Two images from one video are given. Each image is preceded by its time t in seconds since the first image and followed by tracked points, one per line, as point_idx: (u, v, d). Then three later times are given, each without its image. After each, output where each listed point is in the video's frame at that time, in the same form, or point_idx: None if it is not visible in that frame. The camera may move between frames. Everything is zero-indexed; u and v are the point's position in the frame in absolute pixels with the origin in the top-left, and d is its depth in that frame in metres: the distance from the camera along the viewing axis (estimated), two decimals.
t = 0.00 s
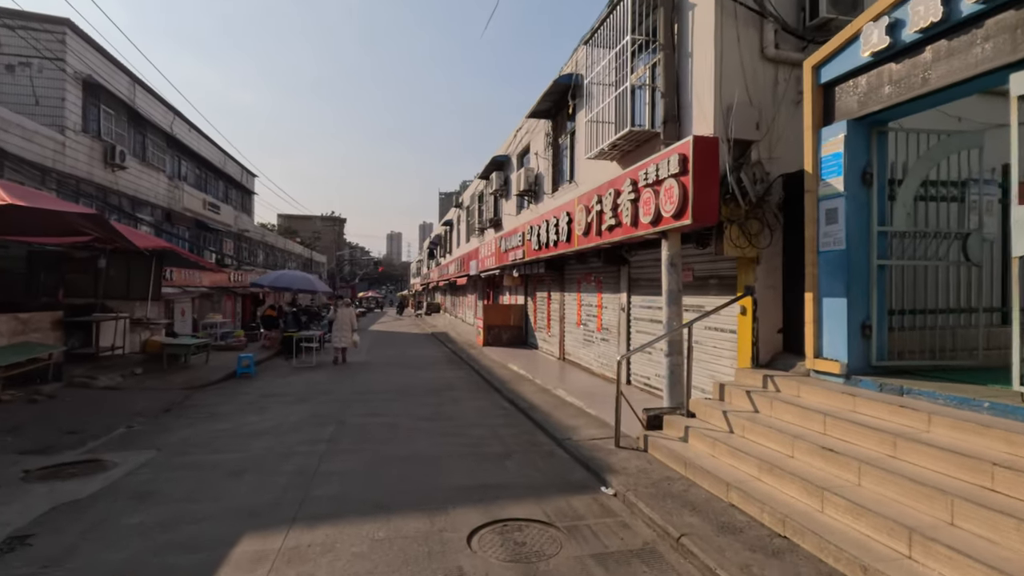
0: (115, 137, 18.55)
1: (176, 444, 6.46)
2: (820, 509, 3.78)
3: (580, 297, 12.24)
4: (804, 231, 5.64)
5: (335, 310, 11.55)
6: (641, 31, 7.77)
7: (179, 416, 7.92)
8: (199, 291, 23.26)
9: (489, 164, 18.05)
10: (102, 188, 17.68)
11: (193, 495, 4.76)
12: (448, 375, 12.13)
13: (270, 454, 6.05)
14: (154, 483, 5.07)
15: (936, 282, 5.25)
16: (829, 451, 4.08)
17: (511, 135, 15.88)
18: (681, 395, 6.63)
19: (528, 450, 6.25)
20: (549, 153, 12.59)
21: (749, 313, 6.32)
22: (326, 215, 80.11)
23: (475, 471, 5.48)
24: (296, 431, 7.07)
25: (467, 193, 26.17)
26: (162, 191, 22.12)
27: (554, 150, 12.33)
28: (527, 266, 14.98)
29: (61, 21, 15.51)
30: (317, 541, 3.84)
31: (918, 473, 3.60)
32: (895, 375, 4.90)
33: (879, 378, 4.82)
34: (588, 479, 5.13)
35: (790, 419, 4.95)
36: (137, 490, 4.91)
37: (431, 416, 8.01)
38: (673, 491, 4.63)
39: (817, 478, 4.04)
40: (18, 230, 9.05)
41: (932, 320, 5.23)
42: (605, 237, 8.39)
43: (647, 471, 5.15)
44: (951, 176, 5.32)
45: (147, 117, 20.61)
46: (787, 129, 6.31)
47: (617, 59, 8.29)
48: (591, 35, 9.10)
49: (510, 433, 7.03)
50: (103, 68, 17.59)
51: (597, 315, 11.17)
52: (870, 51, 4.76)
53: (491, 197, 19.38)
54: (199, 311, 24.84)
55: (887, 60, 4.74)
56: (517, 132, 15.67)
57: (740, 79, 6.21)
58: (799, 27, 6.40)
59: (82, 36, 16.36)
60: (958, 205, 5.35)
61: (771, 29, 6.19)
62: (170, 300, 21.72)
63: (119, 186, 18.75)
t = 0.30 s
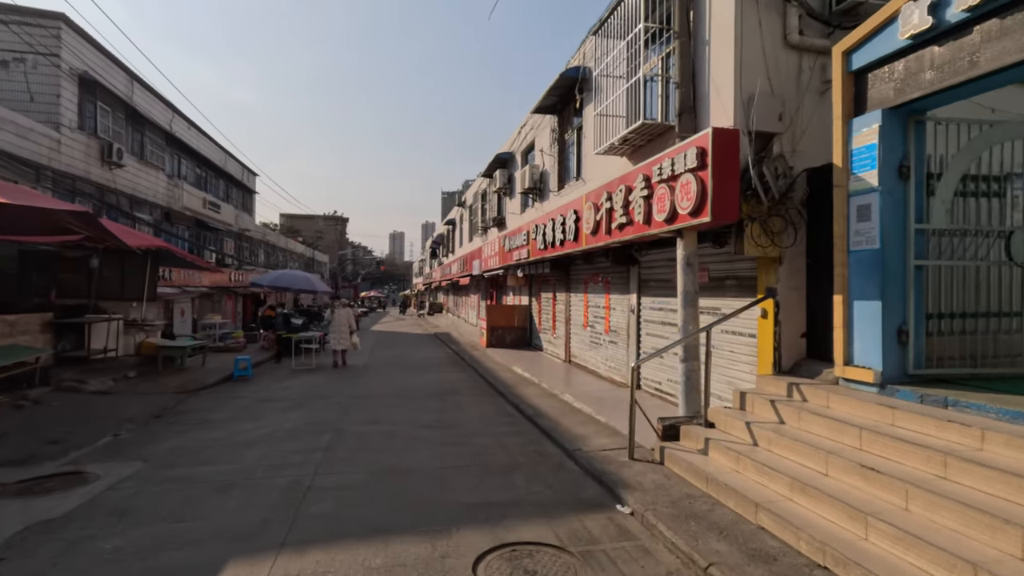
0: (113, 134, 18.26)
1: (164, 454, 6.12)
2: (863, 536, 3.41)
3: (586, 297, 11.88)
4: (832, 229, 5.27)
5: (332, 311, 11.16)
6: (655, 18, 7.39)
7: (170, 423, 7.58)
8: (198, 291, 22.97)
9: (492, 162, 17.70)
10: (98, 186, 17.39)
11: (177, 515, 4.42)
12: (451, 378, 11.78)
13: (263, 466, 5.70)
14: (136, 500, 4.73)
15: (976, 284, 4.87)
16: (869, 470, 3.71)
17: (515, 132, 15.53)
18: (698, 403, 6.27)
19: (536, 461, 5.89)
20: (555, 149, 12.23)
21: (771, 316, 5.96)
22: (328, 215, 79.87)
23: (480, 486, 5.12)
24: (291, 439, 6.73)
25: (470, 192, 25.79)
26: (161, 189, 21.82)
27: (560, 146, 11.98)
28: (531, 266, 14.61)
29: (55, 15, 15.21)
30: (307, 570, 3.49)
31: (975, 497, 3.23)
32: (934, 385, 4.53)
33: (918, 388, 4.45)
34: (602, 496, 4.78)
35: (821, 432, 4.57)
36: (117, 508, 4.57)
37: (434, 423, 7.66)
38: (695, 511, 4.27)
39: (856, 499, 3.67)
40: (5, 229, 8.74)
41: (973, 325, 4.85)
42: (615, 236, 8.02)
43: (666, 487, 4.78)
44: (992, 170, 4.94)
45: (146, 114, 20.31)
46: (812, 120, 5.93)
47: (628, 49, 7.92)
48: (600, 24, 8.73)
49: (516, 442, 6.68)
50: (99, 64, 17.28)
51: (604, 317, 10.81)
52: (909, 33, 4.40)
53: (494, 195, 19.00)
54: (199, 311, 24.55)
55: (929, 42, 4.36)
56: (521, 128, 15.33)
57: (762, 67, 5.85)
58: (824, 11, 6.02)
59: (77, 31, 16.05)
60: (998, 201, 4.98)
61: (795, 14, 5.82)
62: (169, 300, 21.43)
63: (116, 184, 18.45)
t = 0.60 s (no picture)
0: (109, 130, 17.95)
1: (147, 461, 5.76)
2: (917, 563, 3.02)
3: (592, 296, 11.50)
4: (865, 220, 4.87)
5: (328, 310, 10.77)
6: None
7: (159, 427, 7.22)
8: (196, 290, 22.66)
9: (495, 158, 17.33)
10: (94, 183, 17.06)
11: (153, 531, 4.05)
12: (452, 379, 11.42)
13: (251, 474, 5.34)
14: (110, 514, 4.36)
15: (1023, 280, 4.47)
16: (919, 486, 3.31)
17: (519, 126, 15.16)
18: (716, 407, 5.89)
19: (544, 470, 5.52)
20: (560, 143, 11.85)
21: (794, 315, 5.57)
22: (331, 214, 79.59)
23: (484, 497, 4.75)
24: (284, 445, 6.36)
25: (472, 190, 25.41)
26: (159, 187, 21.50)
27: (566, 139, 11.59)
28: (535, 263, 14.23)
29: (49, 8, 14.87)
30: None
31: None
32: (981, 390, 4.14)
33: (964, 394, 4.06)
34: (616, 511, 4.40)
35: (857, 441, 4.18)
36: (89, 522, 4.20)
37: (435, 427, 7.29)
38: (720, 528, 3.89)
39: (904, 520, 3.27)
40: None
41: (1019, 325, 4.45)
42: (625, 231, 7.63)
43: (685, 501, 4.39)
44: None
45: (143, 110, 20.00)
46: (839, 105, 5.54)
47: (640, 34, 7.53)
48: (610, 9, 8.34)
49: (521, 448, 6.30)
50: (96, 59, 16.99)
51: (611, 316, 10.44)
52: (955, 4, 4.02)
53: (497, 192, 18.67)
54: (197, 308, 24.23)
55: (977, 13, 3.98)
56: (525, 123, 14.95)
57: (786, 48, 5.46)
58: None
59: (72, 25, 15.71)
60: None
61: None
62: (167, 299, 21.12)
63: (113, 181, 18.12)
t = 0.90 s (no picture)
0: (108, 129, 17.69)
1: (132, 474, 5.40)
2: None
3: (601, 297, 11.12)
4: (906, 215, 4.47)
5: (329, 312, 10.40)
6: None
7: (148, 435, 6.88)
8: (197, 291, 22.37)
9: (500, 155, 16.95)
10: (92, 181, 16.79)
11: (128, 557, 3.68)
12: (457, 383, 11.03)
13: (241, 489, 4.98)
14: (84, 536, 4.00)
15: None
16: (986, 516, 2.91)
17: (525, 123, 14.79)
18: (739, 417, 5.51)
19: (555, 484, 5.13)
20: (568, 139, 11.47)
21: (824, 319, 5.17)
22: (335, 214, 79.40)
23: (491, 517, 4.37)
24: (278, 456, 5.99)
25: (477, 189, 25.06)
26: (159, 186, 21.24)
27: (574, 135, 11.22)
28: (542, 263, 13.84)
29: (46, 3, 14.58)
30: None
31: None
32: None
33: None
34: (636, 535, 4.01)
35: (904, 459, 3.78)
36: (59, 545, 3.85)
37: (438, 435, 6.92)
38: (755, 556, 3.49)
39: (970, 554, 2.87)
40: None
41: None
42: (639, 228, 7.25)
43: (712, 523, 4.00)
44: None
45: (143, 108, 19.74)
46: (873, 92, 5.14)
47: (654, 21, 7.15)
48: None
49: (530, 460, 5.92)
50: (94, 55, 16.71)
51: (622, 318, 10.06)
52: None
53: (502, 190, 18.30)
54: (198, 309, 23.96)
55: None
56: (531, 119, 14.58)
57: (817, 30, 5.07)
58: None
59: (69, 20, 15.43)
60: None
61: None
62: (168, 300, 20.87)
63: (112, 179, 17.85)
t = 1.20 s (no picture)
0: (110, 126, 17.45)
1: (121, 485, 5.06)
2: None
3: (614, 297, 10.74)
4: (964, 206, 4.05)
5: (334, 314, 9.99)
6: None
7: (142, 442, 6.53)
8: (201, 291, 22.14)
9: (508, 152, 16.59)
10: (95, 180, 16.56)
11: None
12: (464, 386, 10.68)
13: (235, 503, 4.61)
14: (61, 557, 3.65)
15: None
16: None
17: (534, 118, 14.42)
18: (771, 425, 5.11)
19: (573, 499, 4.74)
20: (580, 133, 11.10)
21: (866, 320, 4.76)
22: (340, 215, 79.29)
23: (506, 537, 3.98)
24: (278, 465, 5.64)
25: (483, 187, 24.70)
26: (163, 184, 21.04)
27: (586, 129, 10.84)
28: (552, 263, 13.45)
29: None
30: None
31: None
32: None
33: None
34: (667, 558, 3.62)
35: (969, 476, 3.37)
36: (33, 568, 3.50)
37: (446, 443, 6.54)
38: None
39: None
40: None
41: None
42: (659, 223, 6.85)
43: (753, 547, 3.60)
44: None
45: (146, 106, 19.51)
46: (919, 74, 4.73)
47: (675, 4, 6.76)
48: None
49: (545, 470, 5.54)
50: (96, 52, 16.47)
51: (636, 319, 9.67)
52: None
53: (510, 188, 17.92)
54: (202, 309, 23.72)
55: None
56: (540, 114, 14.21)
57: (858, 6, 4.67)
58: None
59: (71, 16, 15.19)
60: None
61: None
62: (171, 300, 20.66)
63: (114, 178, 17.62)
